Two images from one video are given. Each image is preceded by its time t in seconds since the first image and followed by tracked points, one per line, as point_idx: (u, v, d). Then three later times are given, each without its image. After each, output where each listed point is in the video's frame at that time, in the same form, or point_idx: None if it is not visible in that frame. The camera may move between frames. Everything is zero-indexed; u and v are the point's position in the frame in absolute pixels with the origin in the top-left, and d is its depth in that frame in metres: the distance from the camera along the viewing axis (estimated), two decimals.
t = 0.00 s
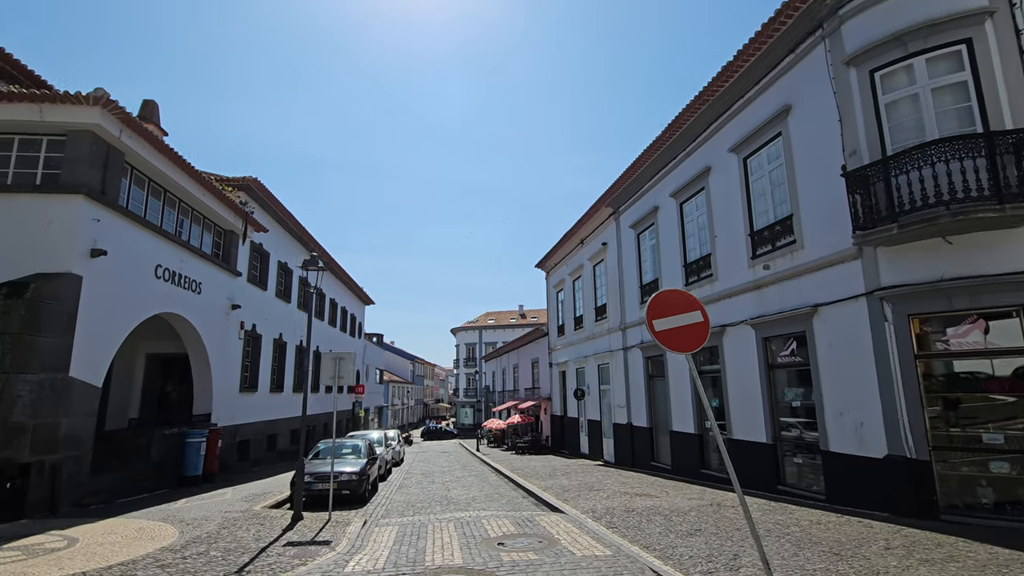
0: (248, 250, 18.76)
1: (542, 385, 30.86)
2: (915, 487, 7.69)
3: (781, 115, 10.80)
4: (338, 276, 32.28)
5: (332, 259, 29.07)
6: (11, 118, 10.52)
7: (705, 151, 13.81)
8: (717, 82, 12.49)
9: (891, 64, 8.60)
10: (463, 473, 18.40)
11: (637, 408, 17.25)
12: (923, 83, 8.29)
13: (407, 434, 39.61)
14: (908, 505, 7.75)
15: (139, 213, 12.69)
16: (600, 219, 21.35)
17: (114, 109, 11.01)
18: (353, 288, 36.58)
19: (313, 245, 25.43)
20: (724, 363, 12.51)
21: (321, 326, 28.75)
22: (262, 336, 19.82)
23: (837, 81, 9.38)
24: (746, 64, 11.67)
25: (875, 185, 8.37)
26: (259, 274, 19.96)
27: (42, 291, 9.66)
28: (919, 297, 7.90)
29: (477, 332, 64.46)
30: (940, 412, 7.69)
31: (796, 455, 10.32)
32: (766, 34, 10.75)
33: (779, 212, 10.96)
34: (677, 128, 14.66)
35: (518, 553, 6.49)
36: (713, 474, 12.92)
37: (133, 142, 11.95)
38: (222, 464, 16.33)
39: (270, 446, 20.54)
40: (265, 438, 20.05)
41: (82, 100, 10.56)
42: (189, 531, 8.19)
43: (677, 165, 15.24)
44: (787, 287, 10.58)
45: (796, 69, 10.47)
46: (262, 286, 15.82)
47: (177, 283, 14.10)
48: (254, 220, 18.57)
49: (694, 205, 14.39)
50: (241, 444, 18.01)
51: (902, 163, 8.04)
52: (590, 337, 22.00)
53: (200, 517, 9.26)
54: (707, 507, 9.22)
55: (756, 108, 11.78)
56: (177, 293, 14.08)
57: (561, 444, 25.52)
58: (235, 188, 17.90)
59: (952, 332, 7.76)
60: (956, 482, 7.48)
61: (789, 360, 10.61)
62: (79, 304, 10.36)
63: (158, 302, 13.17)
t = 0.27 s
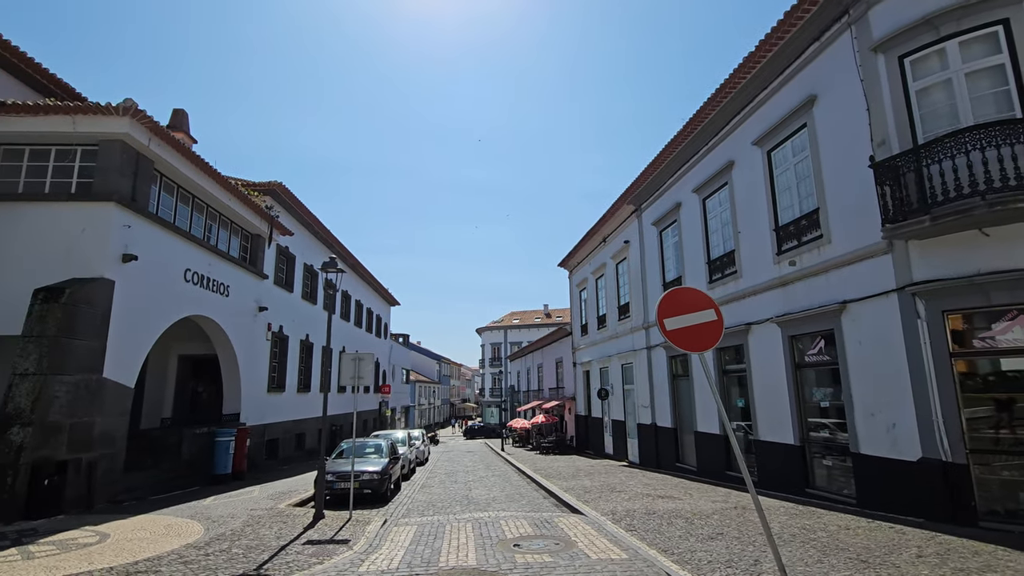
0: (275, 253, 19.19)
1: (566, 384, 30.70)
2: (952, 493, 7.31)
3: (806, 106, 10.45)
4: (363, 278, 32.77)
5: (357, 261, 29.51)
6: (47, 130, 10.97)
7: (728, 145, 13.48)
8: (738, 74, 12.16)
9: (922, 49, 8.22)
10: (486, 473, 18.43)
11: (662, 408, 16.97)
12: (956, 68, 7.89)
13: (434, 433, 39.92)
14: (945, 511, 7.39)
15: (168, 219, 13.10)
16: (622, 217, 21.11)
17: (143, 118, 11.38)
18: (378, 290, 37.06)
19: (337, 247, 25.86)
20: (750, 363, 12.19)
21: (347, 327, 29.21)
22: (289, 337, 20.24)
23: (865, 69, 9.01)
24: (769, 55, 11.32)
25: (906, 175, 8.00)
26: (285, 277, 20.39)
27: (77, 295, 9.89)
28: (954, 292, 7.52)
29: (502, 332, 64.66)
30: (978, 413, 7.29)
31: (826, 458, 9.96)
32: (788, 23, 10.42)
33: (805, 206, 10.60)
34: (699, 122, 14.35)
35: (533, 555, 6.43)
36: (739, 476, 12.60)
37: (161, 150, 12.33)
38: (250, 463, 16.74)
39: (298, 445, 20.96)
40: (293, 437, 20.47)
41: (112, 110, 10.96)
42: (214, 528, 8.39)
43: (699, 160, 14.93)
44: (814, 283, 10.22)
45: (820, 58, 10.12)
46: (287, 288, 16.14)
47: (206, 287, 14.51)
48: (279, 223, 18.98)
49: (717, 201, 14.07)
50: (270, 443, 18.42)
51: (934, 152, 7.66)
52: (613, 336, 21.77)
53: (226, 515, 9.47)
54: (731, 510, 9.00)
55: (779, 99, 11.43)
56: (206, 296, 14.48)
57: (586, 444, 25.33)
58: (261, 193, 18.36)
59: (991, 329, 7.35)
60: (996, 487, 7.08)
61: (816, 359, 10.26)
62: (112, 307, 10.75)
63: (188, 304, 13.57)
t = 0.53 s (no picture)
0: (299, 256, 19.58)
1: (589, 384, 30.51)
2: (987, 498, 6.98)
3: (829, 98, 10.13)
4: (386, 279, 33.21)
5: (379, 263, 29.90)
6: (79, 141, 11.40)
7: (749, 140, 13.18)
8: (759, 67, 11.86)
9: (951, 35, 7.89)
10: (507, 473, 18.45)
11: (685, 408, 16.71)
12: (988, 54, 7.54)
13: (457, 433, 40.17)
14: (979, 517, 7.06)
15: (195, 224, 13.48)
16: (642, 215, 20.87)
17: (168, 127, 11.72)
18: (401, 291, 37.48)
19: (360, 249, 26.27)
20: (774, 363, 11.89)
21: (371, 328, 29.64)
22: (313, 338, 20.62)
23: (890, 57, 8.69)
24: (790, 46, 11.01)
25: (934, 167, 7.67)
26: (309, 279, 20.78)
27: (108, 299, 10.26)
28: (987, 288, 7.18)
29: (525, 331, 64.67)
30: (1015, 415, 6.95)
31: (853, 460, 9.65)
32: (810, 13, 10.12)
33: (829, 201, 10.29)
34: (719, 117, 14.06)
35: (548, 557, 6.40)
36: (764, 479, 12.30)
37: (187, 157, 12.69)
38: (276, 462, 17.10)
39: (323, 444, 21.36)
40: (319, 437, 20.84)
41: (140, 120, 11.33)
42: (238, 526, 8.58)
43: (720, 155, 14.64)
44: (839, 280, 9.90)
45: (844, 48, 9.80)
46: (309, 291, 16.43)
47: (232, 290, 14.88)
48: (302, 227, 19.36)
49: (739, 197, 13.77)
50: (296, 442, 18.80)
51: (965, 142, 7.33)
52: (635, 335, 21.54)
53: (250, 513, 9.70)
54: (753, 513, 8.80)
55: (801, 92, 11.12)
56: (232, 299, 14.85)
57: (609, 445, 25.13)
58: (285, 198, 18.77)
59: None
60: None
61: (842, 359, 9.95)
62: (141, 311, 11.12)
63: (214, 308, 13.94)
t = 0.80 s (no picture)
0: (321, 258, 19.95)
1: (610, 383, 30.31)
2: (1019, 500, 6.71)
3: (851, 89, 9.86)
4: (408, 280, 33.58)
5: (401, 264, 30.25)
6: (109, 149, 11.84)
7: (770, 134, 12.92)
8: (778, 60, 11.61)
9: (978, 20, 7.61)
10: (527, 472, 18.46)
11: (707, 407, 16.46)
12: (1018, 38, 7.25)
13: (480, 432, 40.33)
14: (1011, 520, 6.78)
15: (220, 228, 13.85)
16: (663, 212, 20.64)
17: (193, 134, 12.07)
18: (423, 291, 37.83)
19: (381, 251, 26.64)
20: (797, 361, 11.62)
21: (393, 328, 30.01)
22: (336, 338, 20.98)
23: (915, 46, 8.43)
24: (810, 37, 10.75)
25: (961, 157, 7.41)
26: (332, 280, 21.15)
27: (137, 302, 10.62)
28: (1018, 282, 6.90)
29: (547, 331, 64.57)
30: None
31: (880, 461, 9.38)
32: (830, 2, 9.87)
33: (853, 194, 10.02)
34: (739, 112, 13.81)
35: (561, 555, 6.39)
36: (788, 480, 12.04)
37: (212, 163, 13.06)
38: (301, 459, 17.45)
39: (347, 443, 21.71)
40: (342, 435, 21.19)
41: (166, 128, 11.71)
42: (261, 521, 8.79)
43: (740, 150, 14.38)
44: (864, 275, 9.64)
45: (866, 37, 9.53)
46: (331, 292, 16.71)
47: (256, 291, 15.25)
48: (324, 229, 19.73)
49: (760, 192, 13.51)
50: (320, 441, 19.15)
51: (993, 130, 7.05)
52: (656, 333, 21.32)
53: (273, 509, 9.93)
54: (774, 514, 8.63)
55: (822, 83, 10.85)
56: (256, 300, 15.21)
57: (631, 444, 24.91)
58: (307, 201, 19.16)
59: None
60: None
61: (868, 357, 9.68)
62: (169, 312, 11.49)
63: (239, 309, 14.30)
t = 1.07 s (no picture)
0: (342, 260, 20.29)
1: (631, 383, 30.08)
2: None
3: (871, 81, 9.61)
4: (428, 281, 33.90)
5: (420, 265, 30.55)
6: (136, 158, 12.26)
7: (789, 129, 12.66)
8: (796, 54, 11.36)
9: (1003, 7, 7.35)
10: (546, 473, 18.46)
11: (728, 407, 16.21)
12: None
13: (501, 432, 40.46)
14: None
15: (243, 232, 14.21)
16: (682, 210, 20.39)
17: (215, 141, 12.41)
18: (443, 292, 38.13)
19: (401, 252, 26.97)
20: (819, 360, 11.37)
21: (413, 329, 30.33)
22: (357, 340, 21.31)
23: (937, 35, 8.18)
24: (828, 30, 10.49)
25: (986, 149, 7.16)
26: (352, 282, 21.50)
27: (164, 305, 10.97)
28: None
29: (569, 331, 64.38)
30: None
31: (905, 463, 9.11)
32: None
33: (874, 189, 9.76)
34: (757, 107, 13.56)
35: (573, 555, 6.40)
36: (811, 481, 11.79)
37: (234, 170, 13.41)
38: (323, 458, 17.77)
39: (369, 442, 22.03)
40: (364, 435, 21.51)
41: (189, 136, 12.08)
42: (281, 518, 9.00)
43: (759, 146, 14.12)
44: (886, 272, 9.38)
45: (886, 27, 9.27)
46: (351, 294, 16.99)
47: (278, 294, 15.59)
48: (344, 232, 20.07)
49: (779, 188, 13.25)
50: (342, 440, 19.48)
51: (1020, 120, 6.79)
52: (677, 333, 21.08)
53: (294, 506, 10.15)
54: (794, 517, 8.47)
55: (842, 76, 10.59)
56: (279, 302, 15.56)
57: (653, 445, 24.69)
58: (327, 205, 19.52)
59: None
60: None
61: (892, 355, 9.42)
62: (194, 315, 11.84)
63: (262, 311, 14.65)
